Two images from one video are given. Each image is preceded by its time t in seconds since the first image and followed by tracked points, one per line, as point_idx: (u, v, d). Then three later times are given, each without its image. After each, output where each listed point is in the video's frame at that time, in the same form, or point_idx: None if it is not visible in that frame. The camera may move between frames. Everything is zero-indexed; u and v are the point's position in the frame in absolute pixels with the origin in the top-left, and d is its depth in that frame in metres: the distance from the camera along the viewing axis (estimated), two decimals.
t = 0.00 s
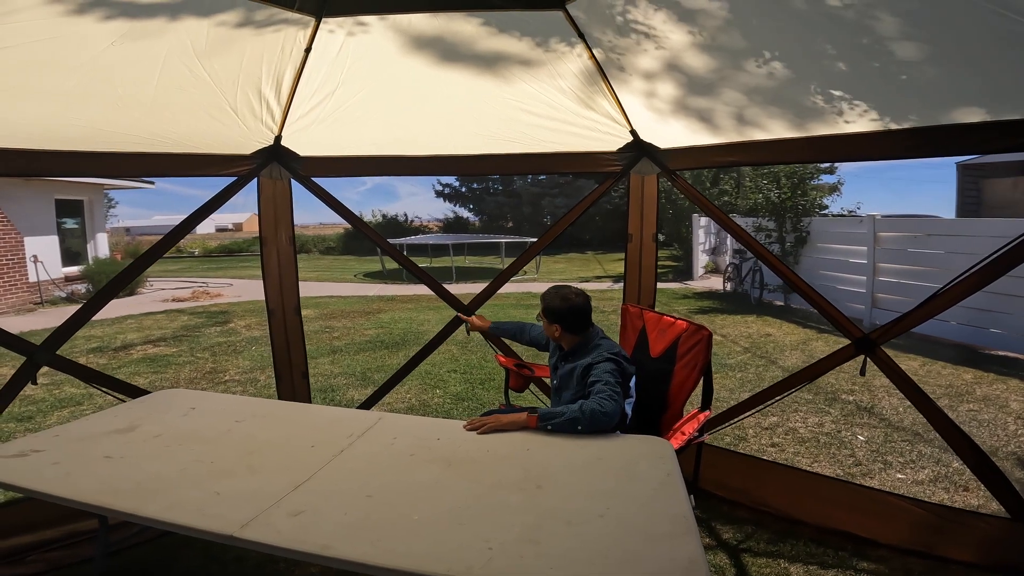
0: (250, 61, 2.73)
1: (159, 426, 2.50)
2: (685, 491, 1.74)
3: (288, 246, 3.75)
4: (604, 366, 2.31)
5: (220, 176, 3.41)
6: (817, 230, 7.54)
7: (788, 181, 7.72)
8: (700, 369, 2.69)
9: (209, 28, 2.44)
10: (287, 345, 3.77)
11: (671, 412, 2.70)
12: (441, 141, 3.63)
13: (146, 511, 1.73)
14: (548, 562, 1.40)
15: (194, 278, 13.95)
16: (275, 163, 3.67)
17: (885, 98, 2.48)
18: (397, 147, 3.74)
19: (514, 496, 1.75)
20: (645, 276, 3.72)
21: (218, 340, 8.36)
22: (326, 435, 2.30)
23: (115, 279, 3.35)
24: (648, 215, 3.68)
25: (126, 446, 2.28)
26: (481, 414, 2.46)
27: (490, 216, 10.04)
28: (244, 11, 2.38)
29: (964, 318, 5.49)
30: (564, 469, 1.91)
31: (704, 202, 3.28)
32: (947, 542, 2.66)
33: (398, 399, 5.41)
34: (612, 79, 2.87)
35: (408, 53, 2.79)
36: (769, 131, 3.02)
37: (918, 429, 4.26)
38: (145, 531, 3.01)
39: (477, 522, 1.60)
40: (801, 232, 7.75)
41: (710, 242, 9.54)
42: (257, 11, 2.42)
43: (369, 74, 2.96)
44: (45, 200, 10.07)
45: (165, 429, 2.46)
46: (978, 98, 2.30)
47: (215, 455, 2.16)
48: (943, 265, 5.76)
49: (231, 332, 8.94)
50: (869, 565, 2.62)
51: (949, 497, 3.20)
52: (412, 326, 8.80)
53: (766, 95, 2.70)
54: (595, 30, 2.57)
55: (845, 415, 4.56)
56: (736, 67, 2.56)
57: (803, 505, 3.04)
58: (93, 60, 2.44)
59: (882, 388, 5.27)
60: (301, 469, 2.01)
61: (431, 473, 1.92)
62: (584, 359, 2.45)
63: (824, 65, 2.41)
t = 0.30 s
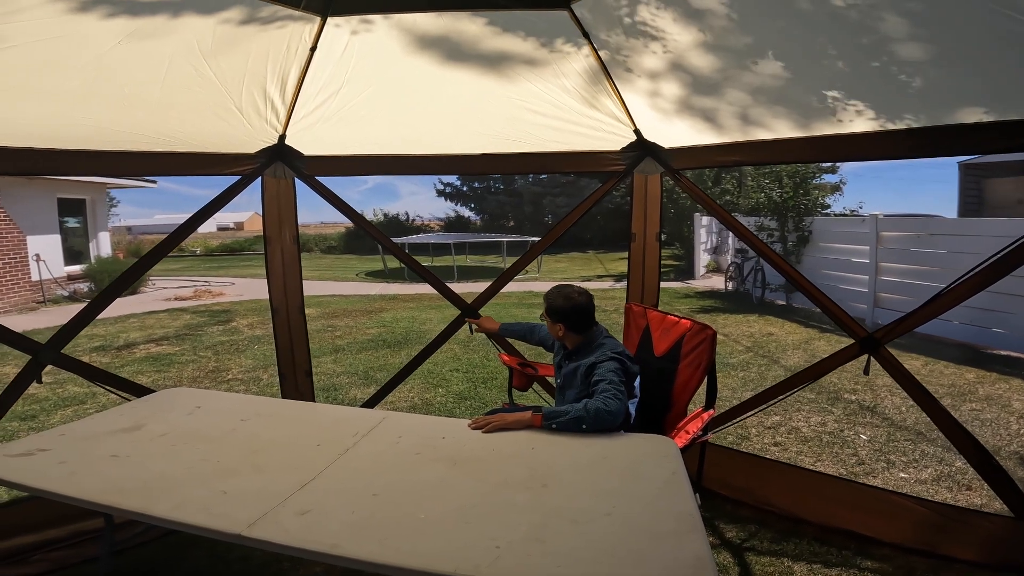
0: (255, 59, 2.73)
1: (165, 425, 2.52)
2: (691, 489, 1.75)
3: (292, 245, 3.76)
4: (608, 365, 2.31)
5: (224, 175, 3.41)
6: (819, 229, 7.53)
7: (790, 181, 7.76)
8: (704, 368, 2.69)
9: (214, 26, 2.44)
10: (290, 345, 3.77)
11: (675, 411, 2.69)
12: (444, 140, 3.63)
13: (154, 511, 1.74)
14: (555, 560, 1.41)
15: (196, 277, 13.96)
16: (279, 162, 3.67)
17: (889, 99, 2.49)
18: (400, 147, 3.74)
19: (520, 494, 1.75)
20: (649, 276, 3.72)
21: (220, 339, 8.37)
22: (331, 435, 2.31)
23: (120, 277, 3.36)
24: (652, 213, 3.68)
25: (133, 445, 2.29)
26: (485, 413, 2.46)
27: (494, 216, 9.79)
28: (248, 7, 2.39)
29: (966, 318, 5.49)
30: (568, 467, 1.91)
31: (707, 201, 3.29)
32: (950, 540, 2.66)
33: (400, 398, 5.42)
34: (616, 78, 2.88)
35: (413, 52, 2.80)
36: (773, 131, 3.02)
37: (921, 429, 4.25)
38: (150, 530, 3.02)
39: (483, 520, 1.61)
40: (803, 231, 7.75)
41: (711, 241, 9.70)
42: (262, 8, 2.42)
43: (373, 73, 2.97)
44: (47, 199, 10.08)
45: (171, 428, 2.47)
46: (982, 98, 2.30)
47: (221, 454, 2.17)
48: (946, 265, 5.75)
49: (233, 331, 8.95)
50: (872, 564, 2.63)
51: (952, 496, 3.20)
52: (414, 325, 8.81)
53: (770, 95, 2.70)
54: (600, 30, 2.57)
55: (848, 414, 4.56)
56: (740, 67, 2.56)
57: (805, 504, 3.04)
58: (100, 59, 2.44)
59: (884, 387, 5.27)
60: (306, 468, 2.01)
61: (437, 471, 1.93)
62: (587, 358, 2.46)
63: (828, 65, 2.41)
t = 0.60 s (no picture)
0: (261, 57, 2.74)
1: (171, 423, 2.53)
2: (697, 487, 1.76)
3: (296, 243, 3.75)
4: (615, 363, 2.32)
5: (229, 172, 3.42)
6: (821, 229, 7.52)
7: (793, 179, 7.81)
8: (709, 367, 2.69)
9: (220, 23, 2.45)
10: (294, 343, 3.78)
11: (680, 408, 2.70)
12: (449, 139, 3.64)
13: (162, 509, 1.74)
14: (563, 557, 1.41)
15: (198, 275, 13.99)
16: (284, 160, 3.69)
17: (895, 99, 2.49)
18: (405, 146, 3.74)
19: (526, 491, 1.75)
20: (653, 274, 3.72)
21: (223, 337, 8.39)
22: (337, 432, 2.31)
23: (125, 275, 3.37)
24: (656, 212, 3.68)
25: (140, 442, 2.30)
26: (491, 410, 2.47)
27: (495, 215, 9.47)
28: (250, 6, 2.39)
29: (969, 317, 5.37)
30: (574, 464, 1.92)
31: (712, 199, 3.29)
32: (954, 539, 2.66)
33: (404, 396, 5.43)
34: (621, 77, 2.88)
35: (419, 51, 2.81)
36: (778, 130, 3.02)
37: (924, 428, 4.25)
38: (156, 529, 3.03)
39: (490, 518, 1.61)
40: (806, 230, 7.74)
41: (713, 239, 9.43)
42: (261, 6, 2.43)
43: (378, 72, 2.98)
44: (49, 197, 10.09)
45: (177, 426, 2.49)
46: (987, 98, 2.30)
47: (228, 451, 2.18)
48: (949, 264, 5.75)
49: (236, 329, 8.96)
50: (876, 563, 2.64)
51: (956, 494, 3.20)
52: (416, 323, 8.82)
53: (775, 94, 2.71)
54: (606, 28, 2.58)
55: (851, 413, 4.56)
56: (745, 66, 2.57)
57: (809, 502, 3.05)
58: (106, 57, 2.45)
59: (887, 386, 5.27)
60: (313, 466, 2.02)
61: (443, 469, 1.93)
62: (594, 356, 2.47)
63: (834, 65, 2.41)
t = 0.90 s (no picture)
0: (266, 54, 2.73)
1: (175, 421, 2.53)
2: (704, 485, 1.75)
3: (300, 240, 3.75)
4: (620, 360, 2.32)
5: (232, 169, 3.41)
6: (824, 228, 7.32)
7: (795, 178, 7.59)
8: (715, 364, 2.68)
9: (226, 21, 2.44)
10: (298, 340, 3.78)
11: (685, 406, 2.69)
12: (453, 137, 3.63)
13: (167, 508, 1.73)
14: (571, 555, 1.40)
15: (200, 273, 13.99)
16: (288, 157, 3.69)
17: (903, 98, 2.48)
18: (409, 144, 3.73)
19: (533, 490, 1.75)
20: (657, 272, 3.72)
21: (225, 335, 8.39)
22: (341, 430, 2.31)
23: (128, 272, 3.37)
24: (660, 210, 3.68)
25: (144, 440, 2.30)
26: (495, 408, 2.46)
27: (496, 212, 9.55)
28: (252, 4, 2.39)
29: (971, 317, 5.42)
30: (580, 463, 1.91)
31: (716, 198, 3.28)
32: (958, 538, 2.66)
33: (406, 394, 5.42)
34: (627, 75, 2.88)
35: (424, 48, 2.80)
36: (785, 128, 3.01)
37: (928, 427, 4.24)
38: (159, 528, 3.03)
39: (497, 516, 1.61)
40: (809, 229, 7.52)
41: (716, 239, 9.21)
42: (266, 5, 2.43)
43: (384, 69, 2.97)
44: (51, 195, 10.10)
45: (181, 424, 2.48)
46: (997, 97, 2.29)
47: (232, 449, 2.18)
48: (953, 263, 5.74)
49: (238, 327, 8.96)
50: (882, 561, 2.63)
51: (960, 494, 3.20)
52: (418, 321, 8.81)
53: (781, 92, 2.70)
54: (611, 27, 2.57)
55: (855, 412, 4.55)
56: (752, 65, 2.56)
57: (814, 501, 3.04)
58: (112, 53, 2.45)
59: (891, 385, 5.26)
60: (317, 464, 2.01)
61: (449, 467, 1.93)
62: (599, 353, 2.47)
63: (843, 63, 2.40)
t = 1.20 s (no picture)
0: (271, 48, 2.72)
1: (178, 417, 2.51)
2: (714, 483, 1.73)
3: (303, 237, 3.74)
4: (624, 357, 2.30)
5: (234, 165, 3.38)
6: (827, 227, 7.23)
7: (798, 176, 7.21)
8: (721, 362, 2.66)
9: (233, 14, 2.43)
10: (301, 336, 3.76)
11: (691, 405, 2.67)
12: (457, 133, 3.61)
13: (170, 507, 1.71)
14: (582, 554, 1.39)
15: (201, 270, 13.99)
16: (291, 153, 3.64)
17: (915, 94, 2.46)
18: (412, 140, 3.70)
19: (541, 488, 1.73)
20: (662, 269, 3.71)
21: (227, 332, 8.38)
22: (345, 428, 2.29)
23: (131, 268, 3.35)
24: (665, 207, 3.67)
25: (146, 437, 2.29)
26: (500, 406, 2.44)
27: (497, 212, 9.30)
28: None
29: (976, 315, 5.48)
30: (587, 460, 1.89)
31: (722, 194, 3.26)
32: (966, 537, 2.64)
33: (409, 391, 5.42)
34: (633, 71, 2.86)
35: (429, 42, 2.78)
36: (793, 124, 2.98)
37: (933, 425, 4.22)
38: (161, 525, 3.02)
39: (505, 514, 1.59)
40: (811, 228, 7.40)
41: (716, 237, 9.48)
42: None
43: (389, 63, 2.95)
44: (52, 192, 10.08)
45: (184, 420, 2.47)
46: (1010, 94, 2.26)
47: (235, 447, 2.16)
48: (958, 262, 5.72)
49: (239, 324, 8.94)
50: (890, 560, 2.62)
51: (967, 492, 3.18)
52: (420, 319, 8.80)
53: (791, 89, 2.67)
54: (619, 22, 2.56)
55: (859, 410, 4.53)
56: (762, 61, 2.54)
57: (820, 500, 3.03)
58: (116, 47, 2.43)
59: (895, 384, 5.24)
60: (322, 461, 1.99)
61: (455, 465, 1.91)
62: (603, 351, 2.45)
63: (856, 60, 2.38)
